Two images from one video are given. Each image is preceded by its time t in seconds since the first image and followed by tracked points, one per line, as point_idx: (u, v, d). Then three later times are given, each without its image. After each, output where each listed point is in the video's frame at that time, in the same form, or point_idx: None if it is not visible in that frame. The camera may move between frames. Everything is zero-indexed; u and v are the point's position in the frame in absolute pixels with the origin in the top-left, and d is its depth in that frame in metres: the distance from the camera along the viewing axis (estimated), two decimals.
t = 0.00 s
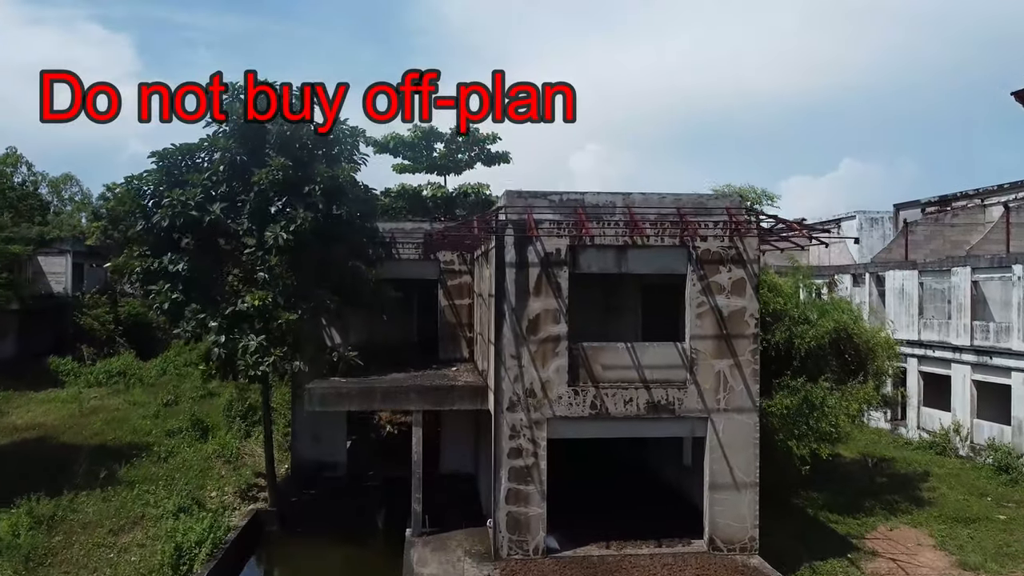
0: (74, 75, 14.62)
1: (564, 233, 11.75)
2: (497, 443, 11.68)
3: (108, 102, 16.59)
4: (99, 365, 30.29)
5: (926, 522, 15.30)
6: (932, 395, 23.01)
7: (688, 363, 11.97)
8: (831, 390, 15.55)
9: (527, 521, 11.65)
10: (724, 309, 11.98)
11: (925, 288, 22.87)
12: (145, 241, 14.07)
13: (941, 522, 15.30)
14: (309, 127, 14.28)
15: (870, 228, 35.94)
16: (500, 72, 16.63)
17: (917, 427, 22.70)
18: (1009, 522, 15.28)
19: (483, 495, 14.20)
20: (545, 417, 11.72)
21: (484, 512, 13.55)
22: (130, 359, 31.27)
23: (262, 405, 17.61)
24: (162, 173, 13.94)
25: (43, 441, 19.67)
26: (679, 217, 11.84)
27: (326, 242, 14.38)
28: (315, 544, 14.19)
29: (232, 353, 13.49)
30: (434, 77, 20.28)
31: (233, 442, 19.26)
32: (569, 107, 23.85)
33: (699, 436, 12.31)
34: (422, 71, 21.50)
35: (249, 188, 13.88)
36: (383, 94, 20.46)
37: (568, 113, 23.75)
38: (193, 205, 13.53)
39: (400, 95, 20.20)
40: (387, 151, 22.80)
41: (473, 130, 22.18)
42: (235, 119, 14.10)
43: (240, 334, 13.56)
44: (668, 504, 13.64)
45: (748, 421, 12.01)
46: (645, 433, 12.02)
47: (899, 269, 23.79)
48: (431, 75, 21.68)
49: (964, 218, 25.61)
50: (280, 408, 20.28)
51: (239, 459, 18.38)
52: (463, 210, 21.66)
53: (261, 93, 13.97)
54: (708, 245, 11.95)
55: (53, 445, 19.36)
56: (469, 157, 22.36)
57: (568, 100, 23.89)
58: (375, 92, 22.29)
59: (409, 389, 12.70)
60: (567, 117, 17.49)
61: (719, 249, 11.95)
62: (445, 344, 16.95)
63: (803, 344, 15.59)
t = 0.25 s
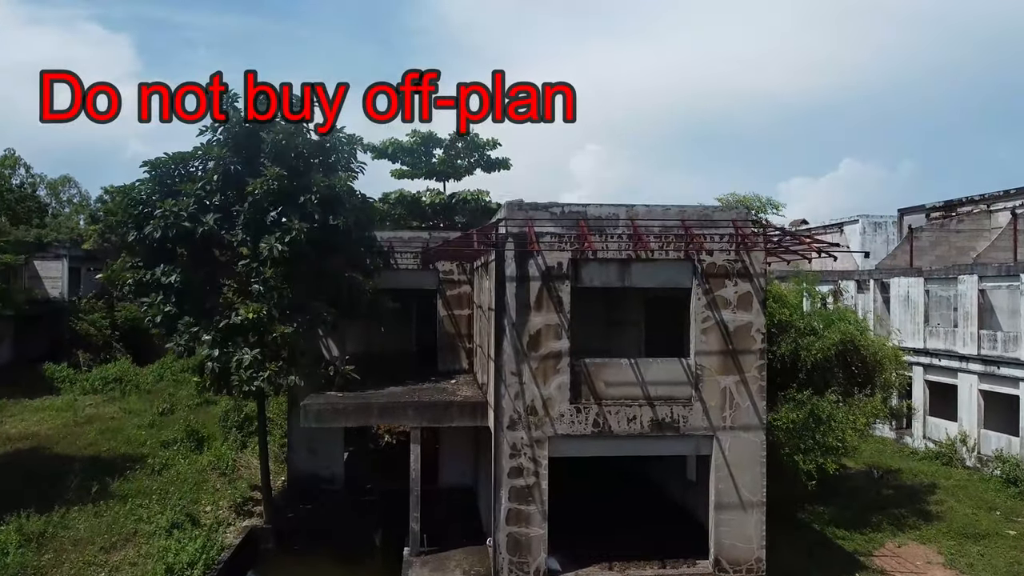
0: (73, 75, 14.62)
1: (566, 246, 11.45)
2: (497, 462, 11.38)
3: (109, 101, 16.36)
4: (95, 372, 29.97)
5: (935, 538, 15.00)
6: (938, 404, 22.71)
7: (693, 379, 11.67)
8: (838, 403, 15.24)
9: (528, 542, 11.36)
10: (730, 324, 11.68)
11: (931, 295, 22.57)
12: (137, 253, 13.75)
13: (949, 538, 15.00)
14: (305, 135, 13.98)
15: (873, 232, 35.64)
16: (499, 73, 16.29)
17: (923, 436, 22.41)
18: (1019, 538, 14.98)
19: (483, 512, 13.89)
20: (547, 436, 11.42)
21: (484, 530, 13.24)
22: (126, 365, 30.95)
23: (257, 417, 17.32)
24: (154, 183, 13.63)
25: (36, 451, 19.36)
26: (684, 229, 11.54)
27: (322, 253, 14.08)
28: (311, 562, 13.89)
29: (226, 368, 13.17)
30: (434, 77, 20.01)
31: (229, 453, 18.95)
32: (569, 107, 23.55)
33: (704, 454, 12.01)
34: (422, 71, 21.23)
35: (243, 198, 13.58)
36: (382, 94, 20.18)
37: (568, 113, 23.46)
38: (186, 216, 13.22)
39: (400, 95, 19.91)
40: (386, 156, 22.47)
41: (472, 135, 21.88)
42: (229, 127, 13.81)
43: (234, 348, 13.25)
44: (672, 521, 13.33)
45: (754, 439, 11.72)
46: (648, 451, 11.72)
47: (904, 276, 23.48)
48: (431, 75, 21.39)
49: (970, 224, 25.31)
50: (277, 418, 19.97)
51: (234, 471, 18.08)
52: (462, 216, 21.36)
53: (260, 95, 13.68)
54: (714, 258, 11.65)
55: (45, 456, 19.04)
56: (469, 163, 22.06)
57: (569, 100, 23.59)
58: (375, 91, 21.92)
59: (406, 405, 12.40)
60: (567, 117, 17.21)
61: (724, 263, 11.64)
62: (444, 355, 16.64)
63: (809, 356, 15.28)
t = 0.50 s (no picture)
0: (73, 75, 14.56)
1: (568, 262, 11.15)
2: (497, 484, 11.08)
3: (108, 101, 16.05)
4: (91, 379, 29.62)
5: (944, 556, 14.71)
6: (944, 414, 22.43)
7: (698, 398, 11.36)
8: (845, 419, 14.93)
9: (529, 566, 11.07)
10: (736, 341, 11.38)
11: (937, 303, 22.27)
12: (129, 267, 13.45)
13: (959, 556, 14.71)
14: (301, 146, 13.67)
15: (876, 237, 35.32)
16: (500, 73, 16.26)
17: (929, 447, 22.13)
18: None
19: (483, 530, 13.59)
20: (548, 457, 11.12)
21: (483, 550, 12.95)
22: (123, 372, 30.57)
23: (252, 430, 17.02)
24: (147, 195, 13.34)
25: (29, 464, 19.04)
26: (688, 244, 11.23)
27: (317, 266, 13.79)
28: None
29: (219, 385, 12.86)
30: (434, 77, 19.80)
31: (225, 466, 18.65)
32: (569, 107, 23.26)
33: (710, 475, 11.71)
34: (420, 73, 20.91)
35: (238, 211, 13.27)
36: (381, 94, 19.91)
37: (568, 113, 23.15)
38: (179, 229, 12.91)
39: (400, 95, 19.64)
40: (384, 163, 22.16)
41: (471, 142, 21.59)
42: (223, 138, 13.51)
43: (228, 364, 12.92)
44: (676, 541, 13.04)
45: (761, 460, 11.42)
46: (652, 472, 11.42)
47: (909, 284, 23.18)
48: (432, 75, 21.12)
49: (975, 231, 25.01)
50: (273, 429, 19.66)
51: (230, 485, 17.77)
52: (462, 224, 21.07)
53: (260, 94, 13.33)
54: (720, 274, 11.33)
55: (38, 469, 18.72)
56: (468, 170, 21.77)
57: (569, 100, 23.29)
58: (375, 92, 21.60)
59: (404, 424, 12.10)
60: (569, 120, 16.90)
61: (731, 279, 11.33)
62: (443, 368, 16.32)
63: (815, 370, 14.97)
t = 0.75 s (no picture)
0: (73, 75, 14.66)
1: (570, 283, 10.85)
2: (498, 512, 10.79)
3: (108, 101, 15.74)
4: (87, 388, 29.30)
5: None
6: (950, 427, 22.14)
7: (703, 422, 11.07)
8: (852, 438, 14.62)
9: None
10: (743, 364, 11.08)
11: (943, 314, 21.97)
12: (121, 284, 13.15)
13: None
14: (296, 160, 13.34)
15: (880, 243, 35.01)
16: (499, 75, 16.22)
17: (934, 460, 21.85)
18: None
19: (483, 554, 13.30)
20: (550, 483, 10.82)
21: None
22: (119, 381, 30.26)
23: (248, 447, 16.73)
24: (139, 210, 13.03)
25: (22, 479, 18.75)
26: (694, 265, 10.93)
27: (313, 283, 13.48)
28: None
29: (213, 406, 12.55)
30: (434, 77, 19.61)
31: (221, 482, 18.36)
32: (569, 107, 22.97)
33: (715, 500, 11.41)
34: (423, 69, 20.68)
35: (232, 227, 12.96)
36: (381, 94, 19.66)
37: (568, 113, 22.86)
38: (172, 246, 12.61)
39: (399, 95, 19.41)
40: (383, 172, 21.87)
41: (471, 152, 21.25)
42: (217, 152, 13.20)
43: (221, 385, 12.63)
44: (680, 566, 12.75)
45: (769, 486, 11.12)
46: (657, 498, 11.12)
47: (915, 294, 22.89)
48: (431, 75, 20.87)
49: (981, 240, 24.68)
50: (270, 444, 19.37)
51: (226, 502, 17.49)
52: (461, 235, 20.81)
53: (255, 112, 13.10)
54: (726, 295, 11.03)
55: (31, 485, 18.44)
56: (468, 180, 21.48)
57: (569, 100, 22.98)
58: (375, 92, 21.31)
59: (402, 447, 11.81)
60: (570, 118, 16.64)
61: (737, 300, 11.02)
62: (441, 384, 15.99)
63: (822, 389, 14.66)
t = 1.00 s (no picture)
0: (73, 75, 14.77)
1: (572, 308, 10.55)
2: (498, 543, 10.50)
3: (108, 101, 15.48)
4: (82, 399, 28.98)
5: None
6: (956, 441, 21.85)
7: (709, 450, 10.77)
8: (859, 459, 14.31)
9: None
10: (750, 391, 10.78)
11: (949, 327, 21.66)
12: (112, 305, 12.84)
13: None
14: (292, 177, 13.04)
15: (883, 250, 34.73)
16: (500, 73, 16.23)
17: (941, 475, 21.55)
18: None
19: None
20: (551, 514, 10.53)
21: None
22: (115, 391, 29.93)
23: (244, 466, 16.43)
24: (131, 229, 12.72)
25: (14, 497, 18.44)
26: (700, 289, 10.63)
27: (309, 303, 13.18)
28: None
29: (206, 430, 12.24)
30: (434, 76, 19.53)
31: (217, 500, 18.05)
32: (569, 107, 22.68)
33: (722, 530, 11.12)
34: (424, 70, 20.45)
35: (226, 247, 12.64)
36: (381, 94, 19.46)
37: (568, 113, 22.59)
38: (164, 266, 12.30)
39: (400, 96, 19.24)
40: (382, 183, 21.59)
41: (471, 163, 21.08)
42: (210, 169, 12.89)
43: (215, 409, 12.29)
44: None
45: (776, 516, 10.83)
46: (661, 528, 10.83)
47: (920, 306, 22.58)
48: (432, 74, 20.71)
49: (987, 250, 24.38)
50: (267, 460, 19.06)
51: (221, 521, 17.17)
52: (461, 248, 20.56)
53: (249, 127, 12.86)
54: (733, 320, 10.73)
55: (24, 502, 18.13)
56: (468, 191, 21.20)
57: (568, 100, 22.69)
58: (375, 91, 21.06)
59: (399, 474, 11.51)
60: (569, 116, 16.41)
61: (744, 325, 10.72)
62: (440, 403, 15.66)
63: (829, 409, 14.37)
